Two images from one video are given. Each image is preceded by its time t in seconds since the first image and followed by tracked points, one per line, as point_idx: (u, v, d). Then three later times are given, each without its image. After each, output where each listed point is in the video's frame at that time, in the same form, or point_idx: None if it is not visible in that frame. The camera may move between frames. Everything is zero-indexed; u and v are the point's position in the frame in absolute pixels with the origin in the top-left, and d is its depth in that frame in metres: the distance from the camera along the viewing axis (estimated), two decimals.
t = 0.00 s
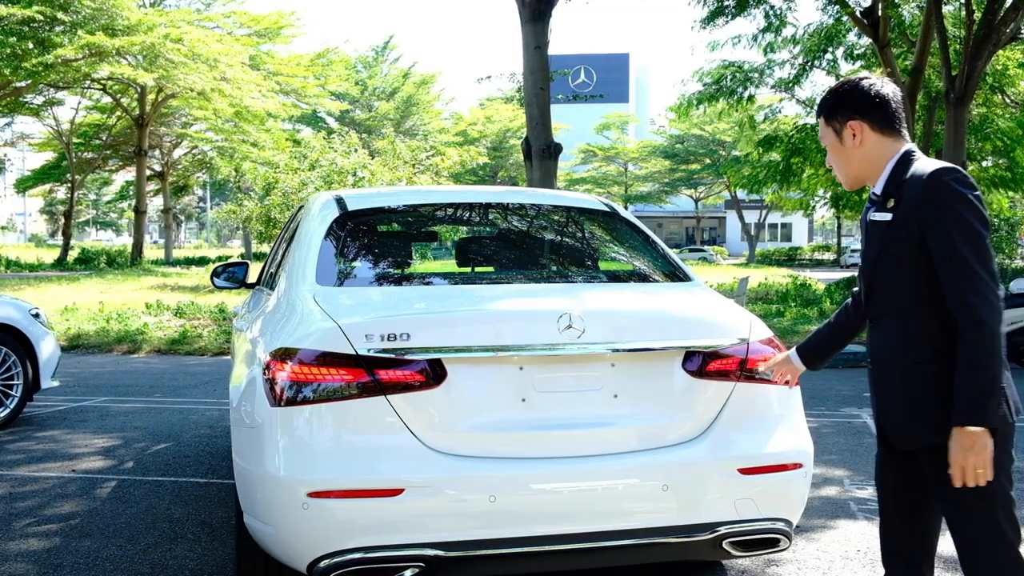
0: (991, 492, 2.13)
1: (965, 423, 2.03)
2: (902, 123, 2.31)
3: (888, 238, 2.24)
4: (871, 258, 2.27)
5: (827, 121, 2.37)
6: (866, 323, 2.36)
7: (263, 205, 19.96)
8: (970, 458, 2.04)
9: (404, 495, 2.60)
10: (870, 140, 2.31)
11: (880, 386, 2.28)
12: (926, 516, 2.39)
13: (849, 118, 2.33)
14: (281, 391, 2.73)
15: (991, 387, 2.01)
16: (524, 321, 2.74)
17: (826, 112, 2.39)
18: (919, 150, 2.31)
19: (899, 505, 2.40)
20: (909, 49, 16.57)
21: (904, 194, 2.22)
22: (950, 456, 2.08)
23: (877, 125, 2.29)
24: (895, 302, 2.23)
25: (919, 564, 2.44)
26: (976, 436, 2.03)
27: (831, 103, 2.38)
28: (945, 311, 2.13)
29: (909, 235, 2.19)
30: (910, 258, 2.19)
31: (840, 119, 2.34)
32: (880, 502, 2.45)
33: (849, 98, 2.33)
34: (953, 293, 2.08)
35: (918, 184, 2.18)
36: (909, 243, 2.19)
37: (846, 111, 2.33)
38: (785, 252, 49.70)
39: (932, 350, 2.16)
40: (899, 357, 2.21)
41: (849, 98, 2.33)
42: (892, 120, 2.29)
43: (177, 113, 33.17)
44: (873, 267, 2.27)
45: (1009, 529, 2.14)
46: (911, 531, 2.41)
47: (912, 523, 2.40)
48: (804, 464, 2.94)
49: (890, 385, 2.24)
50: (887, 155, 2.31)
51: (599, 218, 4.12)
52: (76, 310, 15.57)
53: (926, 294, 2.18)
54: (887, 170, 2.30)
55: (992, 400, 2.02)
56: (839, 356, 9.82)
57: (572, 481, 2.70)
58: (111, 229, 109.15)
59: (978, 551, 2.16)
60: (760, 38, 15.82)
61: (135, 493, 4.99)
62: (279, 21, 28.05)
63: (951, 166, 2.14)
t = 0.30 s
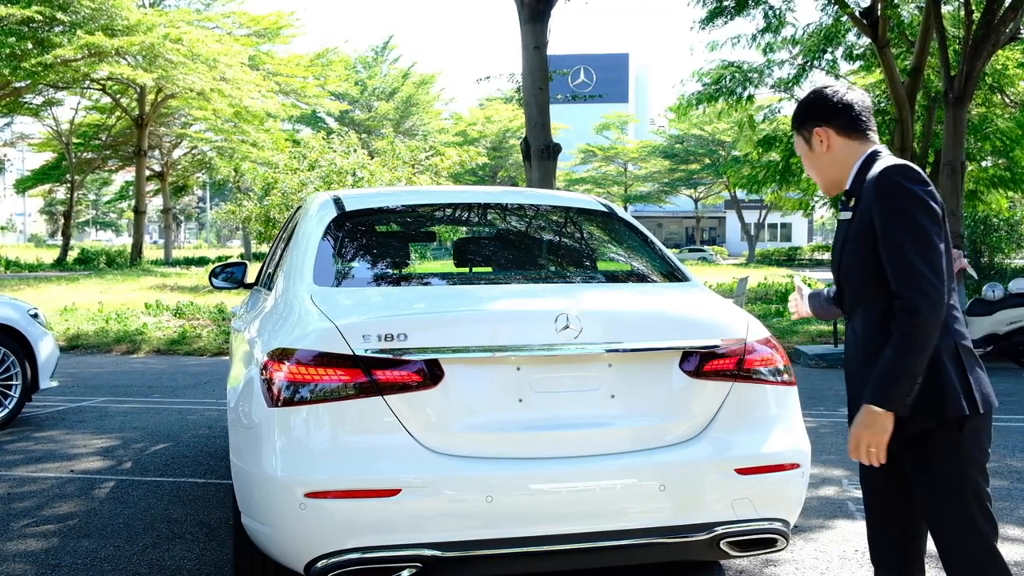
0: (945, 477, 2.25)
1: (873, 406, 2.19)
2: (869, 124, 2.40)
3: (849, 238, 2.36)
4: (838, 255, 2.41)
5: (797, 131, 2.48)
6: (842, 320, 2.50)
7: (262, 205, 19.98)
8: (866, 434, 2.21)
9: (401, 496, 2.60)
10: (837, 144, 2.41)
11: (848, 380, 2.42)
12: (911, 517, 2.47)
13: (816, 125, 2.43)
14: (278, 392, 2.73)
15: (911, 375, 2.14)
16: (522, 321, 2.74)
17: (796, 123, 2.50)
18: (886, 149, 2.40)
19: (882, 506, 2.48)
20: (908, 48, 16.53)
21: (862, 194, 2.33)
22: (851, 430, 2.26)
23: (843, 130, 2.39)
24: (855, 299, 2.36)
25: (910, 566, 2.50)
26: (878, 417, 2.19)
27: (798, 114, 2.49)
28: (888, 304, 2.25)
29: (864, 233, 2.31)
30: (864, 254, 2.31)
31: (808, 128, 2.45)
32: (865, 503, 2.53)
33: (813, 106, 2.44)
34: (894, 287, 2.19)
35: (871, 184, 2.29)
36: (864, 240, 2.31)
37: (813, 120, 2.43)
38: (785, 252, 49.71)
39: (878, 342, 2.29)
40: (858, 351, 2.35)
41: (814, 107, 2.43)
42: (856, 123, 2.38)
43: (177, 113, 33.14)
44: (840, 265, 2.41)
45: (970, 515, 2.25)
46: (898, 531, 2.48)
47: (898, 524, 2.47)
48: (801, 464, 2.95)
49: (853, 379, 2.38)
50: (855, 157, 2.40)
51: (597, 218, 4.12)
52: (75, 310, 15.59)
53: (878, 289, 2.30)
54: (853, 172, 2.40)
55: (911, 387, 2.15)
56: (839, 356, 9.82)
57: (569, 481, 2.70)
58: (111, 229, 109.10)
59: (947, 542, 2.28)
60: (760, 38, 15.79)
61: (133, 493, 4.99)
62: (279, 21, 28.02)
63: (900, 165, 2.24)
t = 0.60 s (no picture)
0: (930, 469, 2.29)
1: (850, 399, 2.24)
2: (840, 132, 2.46)
3: (826, 237, 2.40)
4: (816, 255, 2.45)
5: (773, 145, 2.54)
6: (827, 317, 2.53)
7: (262, 205, 20.03)
8: (847, 426, 2.26)
9: (399, 496, 2.60)
10: (814, 153, 2.46)
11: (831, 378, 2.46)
12: (906, 512, 2.50)
13: (791, 137, 2.48)
14: (276, 391, 2.73)
15: (886, 368, 2.19)
16: (520, 321, 2.75)
17: (772, 138, 2.55)
18: (861, 154, 2.45)
19: (875, 503, 2.52)
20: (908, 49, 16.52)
21: (835, 193, 2.38)
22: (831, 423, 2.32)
23: (817, 139, 2.44)
24: (835, 297, 2.40)
25: (906, 565, 2.54)
26: (857, 410, 2.24)
27: (773, 129, 2.54)
28: (865, 300, 2.29)
29: (838, 232, 2.35)
30: (840, 252, 2.35)
31: (782, 141, 2.50)
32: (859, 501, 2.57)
33: (787, 118, 2.49)
34: (869, 283, 2.23)
35: (844, 183, 2.34)
36: (840, 240, 2.35)
37: (788, 132, 2.49)
38: (785, 253, 49.70)
39: (856, 340, 2.33)
40: (840, 348, 2.39)
41: (787, 121, 2.49)
42: (828, 132, 2.45)
43: (177, 113, 33.12)
44: (818, 265, 2.45)
45: (958, 506, 2.28)
46: (890, 529, 2.52)
47: (893, 519, 2.51)
48: (800, 464, 2.95)
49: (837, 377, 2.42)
50: (831, 164, 2.45)
51: (596, 219, 4.12)
52: (75, 310, 15.60)
53: (854, 288, 2.34)
54: (828, 177, 2.45)
55: (887, 378, 2.20)
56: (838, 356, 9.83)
57: (568, 481, 2.70)
58: (111, 229, 109.30)
59: (938, 534, 2.31)
60: (760, 38, 15.77)
61: (132, 493, 4.99)
62: (279, 21, 28.01)
63: (870, 163, 2.28)
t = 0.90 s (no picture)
0: (937, 465, 2.28)
1: (863, 401, 2.21)
2: (824, 137, 2.47)
3: (816, 238, 2.41)
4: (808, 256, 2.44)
5: (758, 151, 2.54)
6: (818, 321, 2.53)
7: (261, 205, 20.06)
8: (866, 430, 2.23)
9: (397, 496, 2.60)
10: (799, 158, 2.46)
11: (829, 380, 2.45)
12: (906, 510, 2.50)
13: (774, 143, 2.49)
14: (275, 391, 2.73)
15: (896, 365, 2.17)
16: (518, 321, 2.75)
17: (755, 145, 2.56)
18: (844, 158, 2.46)
19: (876, 503, 2.52)
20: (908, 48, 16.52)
21: (823, 195, 2.38)
22: (850, 429, 2.27)
23: (801, 143, 2.45)
24: (828, 298, 2.39)
25: (907, 564, 2.53)
26: (873, 411, 2.21)
27: (756, 136, 2.55)
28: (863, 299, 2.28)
29: (830, 232, 2.35)
30: (833, 254, 2.35)
31: (767, 147, 2.51)
32: (858, 502, 2.57)
33: (771, 125, 2.49)
34: (864, 281, 2.23)
35: (833, 183, 2.34)
36: (832, 240, 2.35)
37: (771, 138, 2.49)
38: (785, 253, 49.70)
39: (856, 341, 2.32)
40: (836, 348, 2.38)
41: (771, 126, 2.50)
42: (812, 136, 2.45)
43: (176, 113, 33.09)
44: (810, 267, 2.45)
45: (965, 500, 2.27)
46: (889, 528, 2.52)
47: (894, 518, 2.51)
48: (798, 465, 2.95)
49: (837, 378, 2.40)
50: (816, 168, 2.46)
51: (595, 219, 4.11)
52: (74, 310, 15.59)
53: (849, 288, 2.34)
54: (814, 181, 2.45)
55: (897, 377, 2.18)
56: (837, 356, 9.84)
57: (566, 481, 2.70)
58: (110, 229, 109.26)
59: (948, 529, 2.30)
60: (760, 38, 15.74)
61: (131, 493, 4.99)
62: (278, 21, 28.02)
63: (856, 162, 2.30)
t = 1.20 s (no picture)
0: (929, 471, 2.29)
1: (853, 410, 2.23)
2: (834, 133, 2.47)
3: (817, 240, 2.41)
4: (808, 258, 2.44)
5: (765, 136, 2.52)
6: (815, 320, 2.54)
7: (261, 205, 20.09)
8: (853, 439, 2.25)
9: (396, 496, 2.60)
10: (807, 152, 2.46)
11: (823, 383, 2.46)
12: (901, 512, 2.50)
13: (784, 132, 2.47)
14: (274, 392, 2.73)
15: (885, 374, 2.19)
16: (517, 322, 2.75)
17: (763, 128, 2.53)
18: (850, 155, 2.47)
19: (870, 505, 2.52)
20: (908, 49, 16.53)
21: (827, 197, 2.37)
22: (837, 436, 2.30)
23: (812, 137, 2.44)
24: (825, 301, 2.39)
25: (901, 565, 2.53)
26: (861, 422, 2.23)
27: (765, 120, 2.52)
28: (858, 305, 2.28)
29: (832, 235, 2.34)
30: (833, 257, 2.35)
31: (777, 134, 2.49)
32: (852, 503, 2.57)
33: (785, 113, 2.47)
34: (861, 289, 2.23)
35: (837, 186, 2.33)
36: (833, 244, 2.34)
37: (782, 126, 2.48)
38: (784, 253, 49.68)
39: (851, 346, 2.33)
40: (831, 352, 2.40)
41: (782, 113, 2.48)
42: (823, 131, 2.45)
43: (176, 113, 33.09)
44: (809, 267, 2.45)
45: (958, 505, 2.28)
46: (883, 529, 2.52)
47: (889, 521, 2.51)
48: (797, 465, 2.95)
49: (830, 382, 2.42)
50: (822, 163, 2.46)
51: (595, 220, 4.12)
52: (74, 310, 15.59)
53: (847, 292, 2.34)
54: (818, 177, 2.45)
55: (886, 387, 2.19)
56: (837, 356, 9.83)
57: (565, 481, 2.70)
58: (111, 228, 109.28)
59: (940, 533, 2.31)
60: (759, 38, 15.72)
61: (131, 493, 4.99)
62: (278, 21, 28.02)
63: (861, 167, 2.28)
